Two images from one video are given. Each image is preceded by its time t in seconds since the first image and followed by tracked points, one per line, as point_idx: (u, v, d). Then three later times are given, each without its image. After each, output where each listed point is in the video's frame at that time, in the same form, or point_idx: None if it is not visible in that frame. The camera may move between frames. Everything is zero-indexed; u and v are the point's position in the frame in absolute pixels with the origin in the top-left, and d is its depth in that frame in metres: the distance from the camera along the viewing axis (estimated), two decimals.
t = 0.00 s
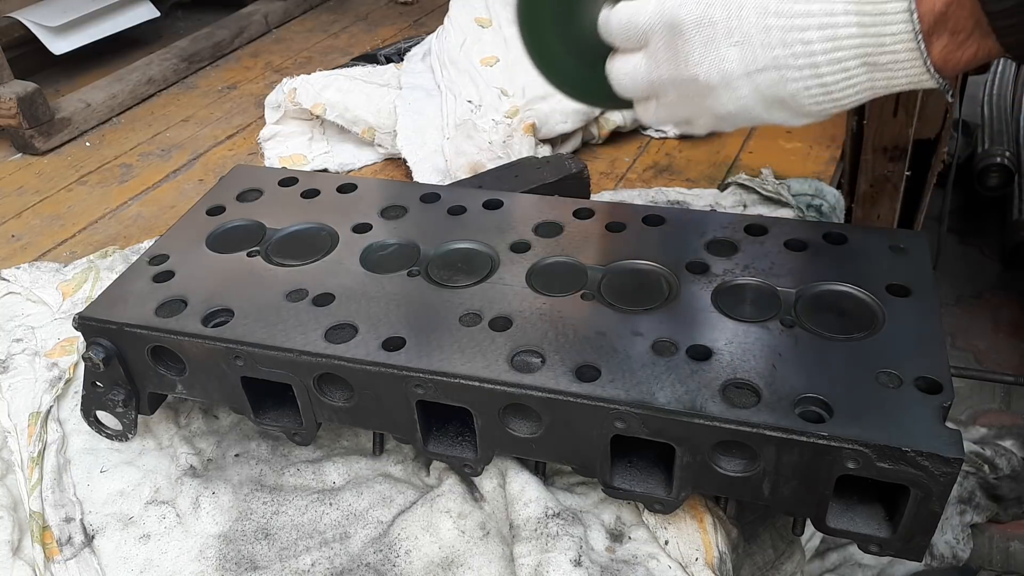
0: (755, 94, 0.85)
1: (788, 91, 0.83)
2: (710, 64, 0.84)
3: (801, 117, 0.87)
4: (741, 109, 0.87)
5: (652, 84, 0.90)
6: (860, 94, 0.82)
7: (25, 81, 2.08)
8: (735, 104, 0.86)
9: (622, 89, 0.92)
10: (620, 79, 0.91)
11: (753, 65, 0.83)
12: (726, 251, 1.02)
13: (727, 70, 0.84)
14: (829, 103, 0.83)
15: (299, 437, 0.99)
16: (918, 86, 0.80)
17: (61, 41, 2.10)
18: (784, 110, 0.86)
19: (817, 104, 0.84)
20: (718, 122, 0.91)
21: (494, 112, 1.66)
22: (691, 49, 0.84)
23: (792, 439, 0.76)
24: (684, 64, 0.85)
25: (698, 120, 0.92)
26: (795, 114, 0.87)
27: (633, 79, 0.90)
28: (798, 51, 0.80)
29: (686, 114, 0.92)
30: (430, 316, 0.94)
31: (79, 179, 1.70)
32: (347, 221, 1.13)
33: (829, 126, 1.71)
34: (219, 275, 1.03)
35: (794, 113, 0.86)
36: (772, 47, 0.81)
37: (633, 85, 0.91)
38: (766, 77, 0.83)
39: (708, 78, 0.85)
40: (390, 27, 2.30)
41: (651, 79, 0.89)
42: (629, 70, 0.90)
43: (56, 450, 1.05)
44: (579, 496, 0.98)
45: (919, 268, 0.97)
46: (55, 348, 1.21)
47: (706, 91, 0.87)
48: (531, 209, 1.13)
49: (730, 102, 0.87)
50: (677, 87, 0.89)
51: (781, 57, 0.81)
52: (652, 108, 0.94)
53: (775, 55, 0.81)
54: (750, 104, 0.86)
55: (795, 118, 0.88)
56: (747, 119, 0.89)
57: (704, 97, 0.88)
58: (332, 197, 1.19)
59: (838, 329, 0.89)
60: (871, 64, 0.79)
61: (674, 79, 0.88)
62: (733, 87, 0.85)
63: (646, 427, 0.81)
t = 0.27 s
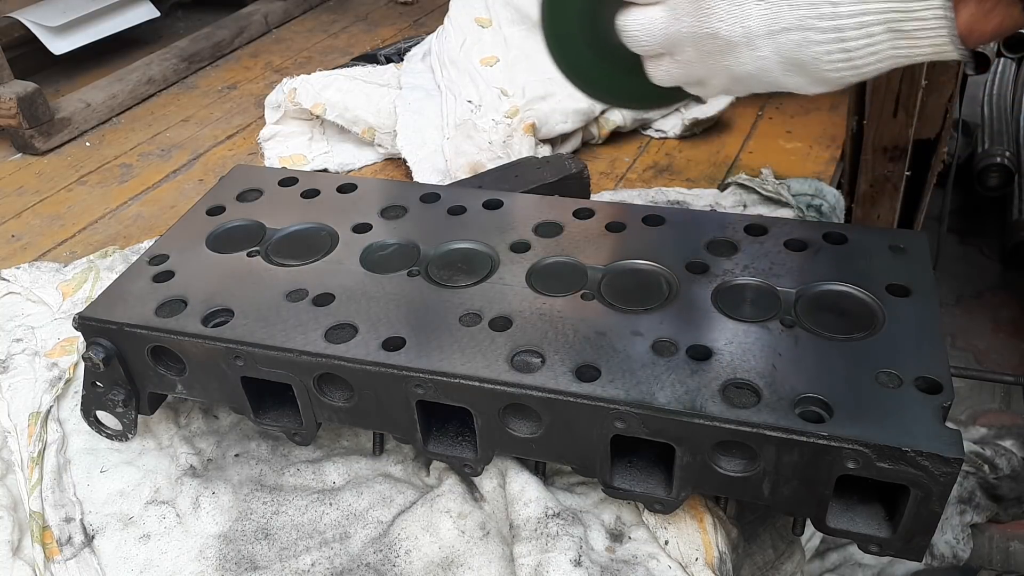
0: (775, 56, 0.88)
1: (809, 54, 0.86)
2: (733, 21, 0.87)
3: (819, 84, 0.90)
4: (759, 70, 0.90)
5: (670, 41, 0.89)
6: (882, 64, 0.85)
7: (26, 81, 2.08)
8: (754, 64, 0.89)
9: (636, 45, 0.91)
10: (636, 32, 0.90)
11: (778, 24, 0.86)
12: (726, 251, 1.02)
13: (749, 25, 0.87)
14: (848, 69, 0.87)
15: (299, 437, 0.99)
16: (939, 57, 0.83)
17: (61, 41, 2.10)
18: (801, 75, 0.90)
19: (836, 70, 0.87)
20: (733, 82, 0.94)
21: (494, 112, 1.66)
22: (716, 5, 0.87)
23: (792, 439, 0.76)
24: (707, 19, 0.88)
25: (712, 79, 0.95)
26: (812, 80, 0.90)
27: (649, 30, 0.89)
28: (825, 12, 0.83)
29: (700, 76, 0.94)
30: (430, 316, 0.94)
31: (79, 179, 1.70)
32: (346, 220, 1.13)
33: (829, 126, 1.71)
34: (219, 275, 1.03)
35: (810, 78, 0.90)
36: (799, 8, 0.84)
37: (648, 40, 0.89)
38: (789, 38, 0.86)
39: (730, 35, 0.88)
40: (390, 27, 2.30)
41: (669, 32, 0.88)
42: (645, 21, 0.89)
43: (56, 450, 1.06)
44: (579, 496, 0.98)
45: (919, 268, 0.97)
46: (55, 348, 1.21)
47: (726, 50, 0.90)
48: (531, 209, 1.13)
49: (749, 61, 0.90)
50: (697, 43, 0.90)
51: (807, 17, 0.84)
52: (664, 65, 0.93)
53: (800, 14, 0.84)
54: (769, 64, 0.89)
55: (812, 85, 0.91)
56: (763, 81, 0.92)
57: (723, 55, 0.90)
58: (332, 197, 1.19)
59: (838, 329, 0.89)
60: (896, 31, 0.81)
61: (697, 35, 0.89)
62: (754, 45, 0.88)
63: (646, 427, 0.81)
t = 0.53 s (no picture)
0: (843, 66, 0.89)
1: (876, 64, 0.87)
2: (801, 32, 0.88)
3: (883, 91, 0.92)
4: (825, 79, 0.91)
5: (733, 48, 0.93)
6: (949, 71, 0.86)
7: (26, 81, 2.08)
8: (819, 74, 0.91)
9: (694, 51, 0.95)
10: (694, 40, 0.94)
11: (847, 35, 0.86)
12: (725, 251, 1.02)
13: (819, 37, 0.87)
14: (913, 76, 0.88)
15: (299, 437, 0.99)
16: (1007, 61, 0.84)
17: (61, 41, 2.10)
18: (866, 83, 0.91)
19: (902, 79, 0.88)
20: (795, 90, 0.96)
21: (495, 112, 1.66)
22: (783, 16, 0.88)
23: (792, 439, 0.76)
24: (775, 31, 0.89)
25: (774, 88, 0.97)
26: (877, 87, 0.91)
27: (712, 39, 0.93)
28: (897, 22, 0.84)
29: (762, 83, 0.97)
30: (430, 316, 0.94)
31: (79, 179, 1.70)
32: (347, 220, 1.13)
33: (829, 126, 1.71)
34: (219, 275, 1.03)
35: (876, 86, 0.91)
36: (869, 18, 0.84)
37: (710, 47, 0.93)
38: (856, 48, 0.87)
39: (797, 46, 0.89)
40: (390, 27, 2.30)
41: (732, 40, 0.92)
42: (707, 28, 0.93)
43: (56, 450, 1.06)
44: (579, 496, 0.98)
45: (919, 268, 0.97)
46: (55, 348, 1.21)
47: (792, 59, 0.91)
48: (531, 209, 1.13)
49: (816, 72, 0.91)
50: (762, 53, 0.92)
51: (876, 28, 0.85)
52: (723, 72, 0.98)
53: (870, 27, 0.85)
54: (834, 74, 0.90)
55: (876, 92, 0.93)
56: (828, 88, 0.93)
57: (789, 64, 0.92)
58: (332, 196, 1.19)
59: (838, 330, 0.89)
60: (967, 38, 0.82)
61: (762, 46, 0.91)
62: (821, 56, 0.89)
63: (645, 427, 0.81)
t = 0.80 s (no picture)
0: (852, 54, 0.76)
1: (891, 50, 0.75)
2: (812, 15, 0.76)
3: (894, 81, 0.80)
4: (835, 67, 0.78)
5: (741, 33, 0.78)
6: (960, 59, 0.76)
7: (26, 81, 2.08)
8: (830, 62, 0.78)
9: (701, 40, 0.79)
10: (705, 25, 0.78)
11: (859, 17, 0.74)
12: (725, 251, 1.02)
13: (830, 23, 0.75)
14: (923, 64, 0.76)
15: (299, 437, 0.99)
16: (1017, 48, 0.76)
17: (61, 41, 2.10)
18: (876, 71, 0.78)
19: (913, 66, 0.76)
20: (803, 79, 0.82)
21: (495, 112, 1.66)
22: None
23: (792, 439, 0.76)
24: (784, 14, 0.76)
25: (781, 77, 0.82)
26: (888, 75, 0.78)
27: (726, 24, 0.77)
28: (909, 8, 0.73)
29: (768, 71, 0.82)
30: (430, 316, 0.94)
31: (79, 179, 1.70)
32: (347, 220, 1.13)
33: (829, 126, 1.71)
34: (219, 274, 1.03)
35: (887, 74, 0.78)
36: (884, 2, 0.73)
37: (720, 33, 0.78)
38: (870, 34, 0.75)
39: (808, 31, 0.76)
40: (390, 27, 2.30)
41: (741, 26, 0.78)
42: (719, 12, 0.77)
43: (56, 450, 1.06)
44: (579, 496, 0.98)
45: (919, 268, 0.97)
46: (55, 348, 1.21)
47: (802, 46, 0.78)
48: (531, 209, 1.13)
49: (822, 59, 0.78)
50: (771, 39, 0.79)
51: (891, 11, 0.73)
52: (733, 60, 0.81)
53: (883, 8, 0.73)
54: (845, 61, 0.77)
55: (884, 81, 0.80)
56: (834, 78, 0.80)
57: (799, 52, 0.79)
58: (332, 196, 1.19)
59: (838, 330, 0.89)
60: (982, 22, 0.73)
61: (771, 32, 0.78)
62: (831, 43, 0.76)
63: (646, 427, 0.81)
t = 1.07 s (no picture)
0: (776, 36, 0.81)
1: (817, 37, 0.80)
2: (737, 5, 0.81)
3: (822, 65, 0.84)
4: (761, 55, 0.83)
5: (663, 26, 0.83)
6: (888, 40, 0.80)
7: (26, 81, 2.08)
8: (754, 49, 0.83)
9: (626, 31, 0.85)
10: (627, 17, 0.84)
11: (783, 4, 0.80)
12: (725, 251, 1.02)
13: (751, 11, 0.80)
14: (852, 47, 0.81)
15: (299, 437, 0.99)
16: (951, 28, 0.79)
17: (61, 41, 2.10)
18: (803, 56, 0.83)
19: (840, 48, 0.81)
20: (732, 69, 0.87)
21: (494, 112, 1.66)
22: None
23: (792, 439, 0.76)
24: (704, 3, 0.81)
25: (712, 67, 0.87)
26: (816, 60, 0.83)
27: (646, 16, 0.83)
28: None
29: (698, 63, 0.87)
30: (430, 316, 0.94)
31: (79, 179, 1.70)
32: (347, 220, 1.13)
33: (829, 126, 1.71)
34: (219, 274, 1.03)
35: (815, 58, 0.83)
36: None
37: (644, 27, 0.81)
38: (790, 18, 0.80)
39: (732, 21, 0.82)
40: (390, 27, 2.30)
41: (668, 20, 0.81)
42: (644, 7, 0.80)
43: (56, 450, 1.06)
44: (579, 496, 0.98)
45: (919, 268, 0.97)
46: (55, 348, 1.21)
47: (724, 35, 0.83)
48: (531, 209, 1.13)
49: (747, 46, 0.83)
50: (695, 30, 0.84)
51: None
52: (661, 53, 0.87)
53: None
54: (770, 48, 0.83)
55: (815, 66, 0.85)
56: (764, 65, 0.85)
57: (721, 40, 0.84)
58: (332, 196, 1.19)
59: (838, 329, 0.89)
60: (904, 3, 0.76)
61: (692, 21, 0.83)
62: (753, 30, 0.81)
63: (646, 427, 0.81)
